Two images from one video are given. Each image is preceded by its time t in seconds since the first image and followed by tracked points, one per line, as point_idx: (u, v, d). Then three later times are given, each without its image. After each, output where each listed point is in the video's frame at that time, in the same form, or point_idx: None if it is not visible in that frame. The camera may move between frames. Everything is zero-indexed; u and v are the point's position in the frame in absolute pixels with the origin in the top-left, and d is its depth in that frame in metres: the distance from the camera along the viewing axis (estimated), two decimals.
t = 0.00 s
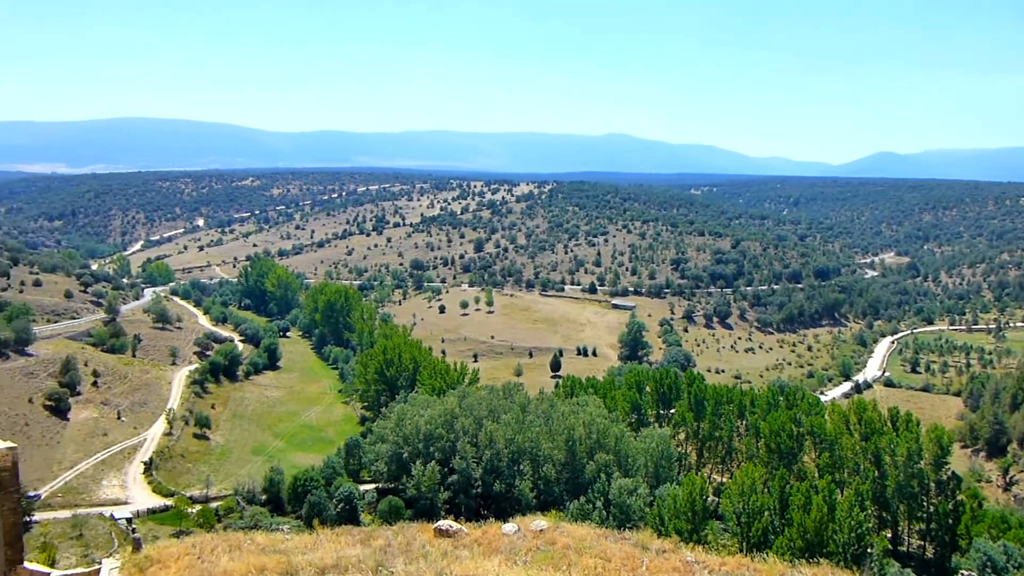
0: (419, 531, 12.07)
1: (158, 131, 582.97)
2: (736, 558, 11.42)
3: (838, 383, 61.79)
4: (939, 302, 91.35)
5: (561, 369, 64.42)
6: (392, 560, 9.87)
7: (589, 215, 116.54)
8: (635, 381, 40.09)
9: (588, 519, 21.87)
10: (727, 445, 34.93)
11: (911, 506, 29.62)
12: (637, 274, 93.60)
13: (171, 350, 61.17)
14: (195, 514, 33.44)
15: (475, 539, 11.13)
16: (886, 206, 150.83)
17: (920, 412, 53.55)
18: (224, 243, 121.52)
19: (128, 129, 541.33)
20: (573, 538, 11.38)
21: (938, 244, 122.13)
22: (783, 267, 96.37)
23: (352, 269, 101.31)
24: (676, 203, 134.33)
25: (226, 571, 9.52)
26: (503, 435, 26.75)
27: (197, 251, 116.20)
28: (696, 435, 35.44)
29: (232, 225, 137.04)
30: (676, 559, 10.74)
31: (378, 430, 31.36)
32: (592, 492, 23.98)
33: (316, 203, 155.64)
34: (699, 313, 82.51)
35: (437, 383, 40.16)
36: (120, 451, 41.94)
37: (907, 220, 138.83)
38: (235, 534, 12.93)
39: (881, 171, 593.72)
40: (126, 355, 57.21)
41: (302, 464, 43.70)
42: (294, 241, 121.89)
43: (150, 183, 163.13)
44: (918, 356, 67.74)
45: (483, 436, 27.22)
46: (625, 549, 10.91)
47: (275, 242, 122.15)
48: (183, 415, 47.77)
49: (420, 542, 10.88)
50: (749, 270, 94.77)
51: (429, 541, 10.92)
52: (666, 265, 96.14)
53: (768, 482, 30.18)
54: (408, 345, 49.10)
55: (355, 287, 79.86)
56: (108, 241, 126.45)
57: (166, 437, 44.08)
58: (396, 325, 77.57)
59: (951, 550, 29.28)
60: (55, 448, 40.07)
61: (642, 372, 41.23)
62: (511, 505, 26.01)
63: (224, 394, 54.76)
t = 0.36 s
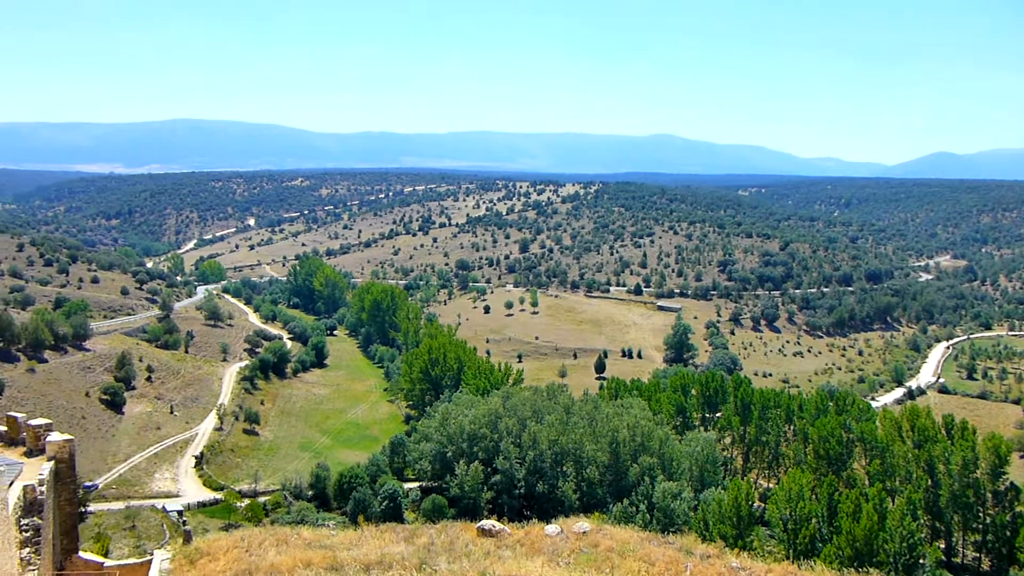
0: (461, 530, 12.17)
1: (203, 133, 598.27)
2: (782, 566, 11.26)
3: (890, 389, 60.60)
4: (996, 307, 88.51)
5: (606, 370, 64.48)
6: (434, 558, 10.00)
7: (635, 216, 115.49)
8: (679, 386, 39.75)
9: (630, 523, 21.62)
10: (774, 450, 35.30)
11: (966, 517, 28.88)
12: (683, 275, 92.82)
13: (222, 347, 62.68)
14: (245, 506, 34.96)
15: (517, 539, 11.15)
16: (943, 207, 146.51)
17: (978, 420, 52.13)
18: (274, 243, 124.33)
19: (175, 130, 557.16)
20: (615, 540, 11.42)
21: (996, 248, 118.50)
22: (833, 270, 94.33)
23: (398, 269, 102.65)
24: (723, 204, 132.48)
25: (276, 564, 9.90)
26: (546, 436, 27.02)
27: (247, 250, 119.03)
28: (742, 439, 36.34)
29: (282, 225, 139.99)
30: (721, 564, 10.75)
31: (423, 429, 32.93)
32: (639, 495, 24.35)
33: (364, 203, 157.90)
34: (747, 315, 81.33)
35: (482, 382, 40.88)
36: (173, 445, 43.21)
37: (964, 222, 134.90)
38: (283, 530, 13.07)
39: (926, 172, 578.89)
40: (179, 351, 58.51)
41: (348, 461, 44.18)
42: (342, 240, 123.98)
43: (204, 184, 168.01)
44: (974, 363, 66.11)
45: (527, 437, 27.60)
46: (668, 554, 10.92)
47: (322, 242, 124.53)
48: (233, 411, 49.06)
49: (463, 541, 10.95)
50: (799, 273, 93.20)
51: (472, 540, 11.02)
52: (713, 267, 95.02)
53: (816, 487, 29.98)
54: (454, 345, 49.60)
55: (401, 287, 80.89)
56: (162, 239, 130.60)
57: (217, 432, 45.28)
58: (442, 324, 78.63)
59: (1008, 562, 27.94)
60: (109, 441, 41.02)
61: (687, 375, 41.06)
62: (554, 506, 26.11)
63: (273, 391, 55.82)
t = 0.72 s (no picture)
0: (505, 531, 12.39)
1: (247, 135, 612.51)
2: None
3: (946, 398, 59.37)
4: None
5: (652, 373, 64.78)
6: (479, 558, 10.10)
7: (683, 219, 114.11)
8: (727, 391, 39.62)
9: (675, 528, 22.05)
10: (823, 458, 34.40)
11: None
12: (732, 279, 91.85)
13: (273, 344, 63.99)
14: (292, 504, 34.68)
15: (561, 542, 11.33)
16: (1006, 211, 141.49)
17: None
18: (324, 242, 126.74)
19: (221, 132, 572.48)
20: (661, 546, 11.45)
21: None
22: (887, 275, 91.90)
23: (444, 269, 103.74)
24: (774, 207, 130.34)
25: (323, 558, 10.10)
26: (591, 439, 27.17)
27: (297, 249, 121.59)
28: (790, 447, 35.50)
29: (331, 224, 142.35)
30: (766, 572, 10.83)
31: (468, 429, 33.53)
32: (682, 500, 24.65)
33: (412, 204, 159.42)
34: (796, 320, 80.14)
35: (527, 384, 41.38)
36: (224, 439, 44.33)
37: None
38: (329, 525, 13.35)
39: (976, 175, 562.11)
40: (231, 348, 59.93)
41: (394, 459, 44.61)
42: (390, 240, 125.70)
43: (257, 185, 172.31)
44: None
45: (572, 440, 27.78)
46: (713, 561, 10.92)
47: (371, 241, 126.50)
48: (282, 407, 50.12)
49: (506, 542, 11.10)
50: (851, 277, 91.08)
51: (515, 541, 11.21)
52: (762, 271, 93.91)
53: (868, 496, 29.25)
54: (500, 347, 50.05)
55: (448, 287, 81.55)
56: (217, 238, 134.51)
57: (266, 428, 46.30)
58: (488, 324, 79.35)
59: None
60: (165, 434, 42.93)
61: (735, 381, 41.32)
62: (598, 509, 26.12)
63: (321, 388, 56.84)
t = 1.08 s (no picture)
0: (555, 532, 12.56)
1: (294, 135, 626.47)
2: None
3: (1014, 410, 57.40)
4: None
5: (706, 376, 65.12)
6: (529, 559, 10.18)
7: (739, 220, 112.90)
8: (782, 395, 39.32)
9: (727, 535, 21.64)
10: (883, 468, 33.73)
11: None
12: (787, 282, 90.55)
13: (328, 342, 65.26)
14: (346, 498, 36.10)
15: (612, 545, 11.47)
16: None
17: None
18: (378, 241, 128.81)
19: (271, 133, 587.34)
20: (714, 553, 11.46)
21: None
22: (952, 279, 88.71)
23: (497, 269, 104.57)
24: (833, 210, 127.38)
25: (375, 554, 10.25)
26: (642, 442, 26.98)
27: (353, 248, 123.92)
28: (848, 454, 35.34)
29: (386, 224, 144.46)
30: None
31: (520, 430, 34.44)
32: (734, 505, 24.45)
33: (465, 204, 160.82)
34: (855, 325, 78.50)
35: (578, 386, 41.41)
36: (280, 435, 45.32)
37: None
38: (382, 522, 13.49)
39: None
40: (288, 345, 61.32)
41: (445, 458, 45.01)
42: (443, 240, 127.04)
43: (315, 186, 176.40)
44: None
45: (622, 442, 27.51)
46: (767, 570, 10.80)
47: (424, 241, 128.12)
48: (337, 404, 51.13)
49: (556, 544, 11.22)
50: (914, 281, 88.48)
51: (566, 543, 11.33)
52: (820, 274, 92.27)
53: (930, 508, 28.42)
54: (551, 347, 50.16)
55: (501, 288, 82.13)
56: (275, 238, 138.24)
57: (321, 424, 47.21)
58: (539, 325, 80.00)
59: None
60: (225, 428, 44.10)
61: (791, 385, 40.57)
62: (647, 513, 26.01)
63: (375, 386, 57.80)
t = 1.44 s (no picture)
0: (608, 532, 12.63)
1: (341, 137, 639.05)
2: None
3: None
4: None
5: (763, 378, 64.76)
6: (582, 559, 10.22)
7: (797, 218, 111.31)
8: (842, 399, 38.52)
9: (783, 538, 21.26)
10: (948, 475, 33.19)
11: None
12: (847, 282, 88.68)
13: (383, 340, 66.26)
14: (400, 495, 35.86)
15: (666, 546, 11.49)
16: None
17: None
18: (433, 240, 130.43)
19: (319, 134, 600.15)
20: (770, 557, 11.35)
21: None
22: None
23: (551, 267, 104.95)
24: (896, 208, 123.54)
25: (429, 550, 10.42)
26: (697, 443, 26.65)
27: (408, 247, 125.76)
28: (912, 460, 34.48)
29: (441, 223, 146.15)
30: None
31: (573, 429, 34.78)
32: (792, 509, 23.87)
33: (519, 203, 161.78)
34: (920, 326, 76.07)
35: (632, 386, 41.28)
36: (337, 431, 46.37)
37: None
38: (436, 519, 13.61)
39: None
40: (344, 343, 62.35)
41: (498, 456, 45.44)
42: (497, 239, 127.95)
43: (371, 186, 179.81)
44: None
45: (677, 443, 27.25)
46: None
47: (478, 240, 129.19)
48: (392, 401, 52.16)
49: (609, 544, 11.26)
50: (983, 281, 85.13)
51: (619, 544, 11.38)
52: (882, 274, 89.86)
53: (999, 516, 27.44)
54: (604, 346, 49.85)
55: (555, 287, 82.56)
56: (333, 237, 141.39)
57: (377, 421, 48.28)
58: (593, 324, 80.16)
59: None
60: (283, 423, 45.32)
61: (851, 388, 39.61)
62: (701, 516, 25.73)
63: (429, 383, 58.49)
